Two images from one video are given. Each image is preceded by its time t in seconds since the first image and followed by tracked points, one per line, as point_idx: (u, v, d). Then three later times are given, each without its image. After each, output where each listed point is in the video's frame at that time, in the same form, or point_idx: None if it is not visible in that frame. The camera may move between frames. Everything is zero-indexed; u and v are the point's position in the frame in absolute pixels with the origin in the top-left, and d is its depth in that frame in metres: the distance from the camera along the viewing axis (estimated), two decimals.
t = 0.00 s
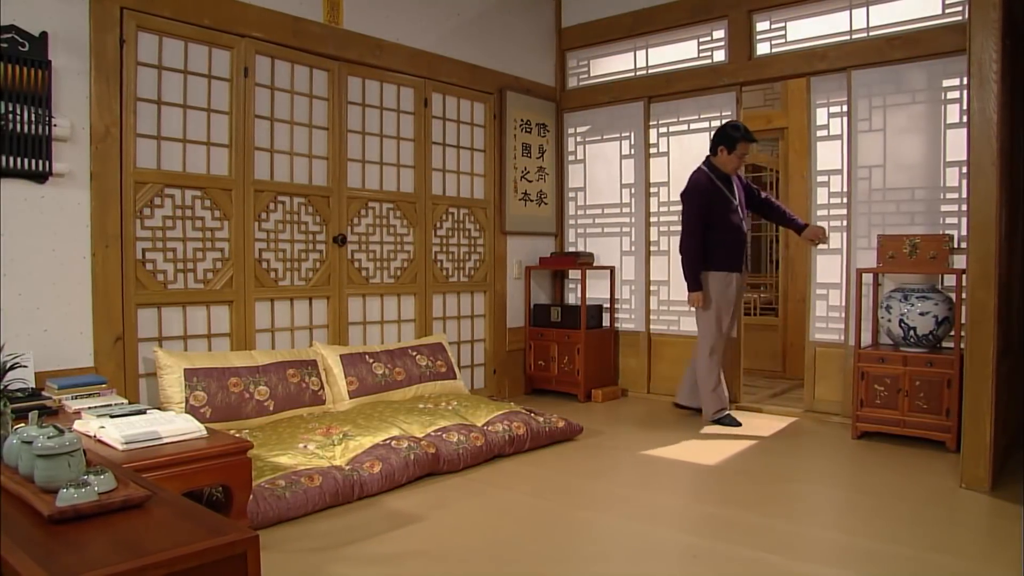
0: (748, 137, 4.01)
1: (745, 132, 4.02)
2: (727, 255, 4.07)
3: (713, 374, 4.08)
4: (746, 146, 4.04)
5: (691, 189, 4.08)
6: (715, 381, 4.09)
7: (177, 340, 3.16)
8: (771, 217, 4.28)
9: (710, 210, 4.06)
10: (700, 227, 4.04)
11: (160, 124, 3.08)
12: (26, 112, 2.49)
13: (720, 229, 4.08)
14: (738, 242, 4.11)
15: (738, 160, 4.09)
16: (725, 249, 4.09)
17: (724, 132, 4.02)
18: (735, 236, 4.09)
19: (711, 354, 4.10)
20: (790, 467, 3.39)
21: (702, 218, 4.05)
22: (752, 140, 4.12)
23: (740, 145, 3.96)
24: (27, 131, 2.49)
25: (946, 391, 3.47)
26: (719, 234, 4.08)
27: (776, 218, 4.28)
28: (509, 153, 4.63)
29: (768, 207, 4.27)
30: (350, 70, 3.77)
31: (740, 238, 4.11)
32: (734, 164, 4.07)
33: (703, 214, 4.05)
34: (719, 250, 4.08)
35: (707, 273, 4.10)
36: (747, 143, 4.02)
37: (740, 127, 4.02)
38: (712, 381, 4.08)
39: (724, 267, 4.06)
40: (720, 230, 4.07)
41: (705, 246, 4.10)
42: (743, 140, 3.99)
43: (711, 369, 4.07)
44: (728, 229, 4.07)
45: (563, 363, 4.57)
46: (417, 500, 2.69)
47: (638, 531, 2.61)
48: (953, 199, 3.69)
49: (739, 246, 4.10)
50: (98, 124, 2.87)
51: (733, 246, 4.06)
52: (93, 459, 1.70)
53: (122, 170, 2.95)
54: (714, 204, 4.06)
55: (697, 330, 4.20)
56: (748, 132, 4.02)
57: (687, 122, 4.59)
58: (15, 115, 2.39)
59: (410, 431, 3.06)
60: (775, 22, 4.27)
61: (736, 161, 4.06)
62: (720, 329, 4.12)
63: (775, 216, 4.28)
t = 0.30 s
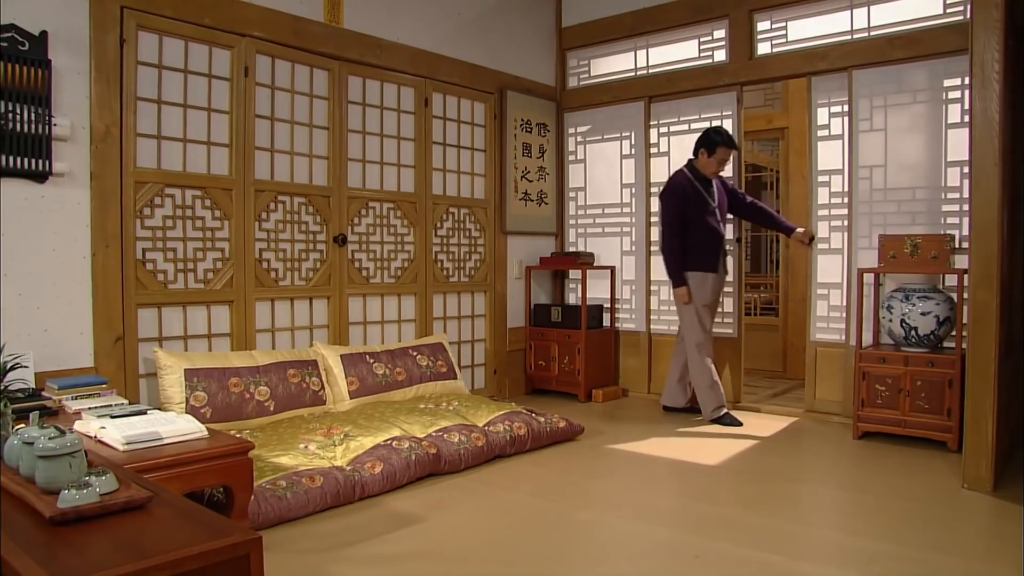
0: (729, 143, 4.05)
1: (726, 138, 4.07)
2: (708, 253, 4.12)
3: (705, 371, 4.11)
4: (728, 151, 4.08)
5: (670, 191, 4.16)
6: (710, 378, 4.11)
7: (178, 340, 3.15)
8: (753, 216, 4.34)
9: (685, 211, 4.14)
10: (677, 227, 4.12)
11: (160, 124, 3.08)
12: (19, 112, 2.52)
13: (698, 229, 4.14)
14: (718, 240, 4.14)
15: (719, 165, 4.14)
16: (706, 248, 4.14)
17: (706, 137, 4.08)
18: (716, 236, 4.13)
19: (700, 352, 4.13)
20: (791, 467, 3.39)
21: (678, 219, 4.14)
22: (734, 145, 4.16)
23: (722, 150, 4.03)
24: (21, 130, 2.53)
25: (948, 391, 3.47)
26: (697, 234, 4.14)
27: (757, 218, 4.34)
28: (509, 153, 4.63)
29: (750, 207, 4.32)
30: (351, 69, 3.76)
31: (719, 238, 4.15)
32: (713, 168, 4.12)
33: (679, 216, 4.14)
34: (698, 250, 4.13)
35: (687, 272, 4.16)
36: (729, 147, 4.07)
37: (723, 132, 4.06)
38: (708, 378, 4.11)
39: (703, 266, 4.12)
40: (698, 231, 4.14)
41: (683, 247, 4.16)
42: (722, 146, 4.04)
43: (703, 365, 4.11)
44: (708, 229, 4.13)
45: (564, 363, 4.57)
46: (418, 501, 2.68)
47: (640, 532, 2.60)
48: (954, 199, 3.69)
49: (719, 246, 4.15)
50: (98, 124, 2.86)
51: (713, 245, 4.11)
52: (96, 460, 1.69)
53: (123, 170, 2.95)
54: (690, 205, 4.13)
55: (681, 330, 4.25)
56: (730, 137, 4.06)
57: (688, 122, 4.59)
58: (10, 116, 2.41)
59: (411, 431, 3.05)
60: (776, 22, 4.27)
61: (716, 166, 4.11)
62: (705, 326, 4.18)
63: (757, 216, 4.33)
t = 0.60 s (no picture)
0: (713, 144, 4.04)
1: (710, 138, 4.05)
2: (686, 251, 4.11)
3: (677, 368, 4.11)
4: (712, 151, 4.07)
5: (652, 192, 4.14)
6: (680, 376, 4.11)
7: (177, 340, 3.14)
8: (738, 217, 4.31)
9: (666, 210, 4.14)
10: (655, 225, 4.13)
11: (160, 123, 3.07)
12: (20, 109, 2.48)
13: (677, 228, 4.14)
14: (696, 238, 4.13)
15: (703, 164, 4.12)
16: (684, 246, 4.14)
17: (690, 138, 4.06)
18: (694, 235, 4.13)
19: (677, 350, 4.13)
20: (793, 467, 3.39)
21: (657, 217, 4.14)
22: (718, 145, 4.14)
23: (706, 150, 4.01)
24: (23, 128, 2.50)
25: (949, 391, 3.47)
26: (676, 232, 4.14)
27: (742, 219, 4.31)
28: (509, 153, 4.62)
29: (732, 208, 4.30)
30: (351, 68, 3.75)
31: (702, 237, 4.14)
32: (695, 167, 4.12)
33: (660, 215, 4.13)
34: (675, 248, 4.14)
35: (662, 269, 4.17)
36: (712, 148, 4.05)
37: (708, 133, 4.04)
38: (679, 375, 4.11)
39: (679, 264, 4.11)
40: (677, 229, 4.14)
41: (661, 245, 4.18)
42: (705, 146, 4.03)
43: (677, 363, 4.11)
44: (687, 228, 4.13)
45: (564, 363, 4.56)
46: (420, 501, 2.67)
47: (642, 532, 2.59)
48: (955, 198, 3.69)
49: (699, 244, 4.13)
50: (97, 123, 2.85)
51: (690, 244, 4.11)
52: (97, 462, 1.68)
53: (122, 169, 2.94)
54: (672, 205, 4.12)
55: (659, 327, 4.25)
56: (714, 137, 4.04)
57: (688, 121, 4.59)
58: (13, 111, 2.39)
59: (412, 431, 3.04)
60: (776, 21, 4.27)
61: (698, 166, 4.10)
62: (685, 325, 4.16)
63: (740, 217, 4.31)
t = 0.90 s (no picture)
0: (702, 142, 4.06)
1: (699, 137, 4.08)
2: (678, 251, 4.14)
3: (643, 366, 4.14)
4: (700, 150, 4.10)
5: (642, 194, 4.16)
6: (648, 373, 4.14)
7: (179, 340, 3.13)
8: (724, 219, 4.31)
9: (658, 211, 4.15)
10: (648, 228, 4.13)
11: (162, 122, 3.05)
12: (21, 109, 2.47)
13: (669, 228, 4.16)
14: (689, 239, 4.16)
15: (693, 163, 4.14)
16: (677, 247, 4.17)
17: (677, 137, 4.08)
18: (686, 235, 4.15)
19: (652, 348, 4.16)
20: (796, 468, 3.38)
21: (650, 220, 4.15)
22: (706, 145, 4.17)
23: (694, 149, 4.03)
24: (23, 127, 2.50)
25: (953, 391, 3.47)
26: (670, 233, 4.16)
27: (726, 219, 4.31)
28: (511, 152, 4.60)
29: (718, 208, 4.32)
30: (353, 67, 3.74)
31: (695, 237, 4.17)
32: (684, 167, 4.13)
33: (652, 216, 4.14)
34: (668, 250, 4.16)
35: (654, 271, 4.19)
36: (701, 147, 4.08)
37: (696, 132, 4.08)
38: (645, 371, 4.13)
39: (670, 265, 4.14)
40: (671, 231, 4.16)
41: (654, 247, 4.19)
42: (694, 145, 4.04)
43: (649, 361, 4.14)
44: (679, 229, 4.15)
45: (566, 363, 4.55)
46: (424, 502, 2.66)
47: (647, 532, 2.58)
48: (959, 198, 3.69)
49: (690, 244, 4.16)
50: (99, 122, 2.84)
51: (682, 244, 4.13)
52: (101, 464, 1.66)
53: (124, 168, 2.92)
54: (663, 206, 4.15)
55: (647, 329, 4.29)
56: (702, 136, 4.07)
57: (691, 121, 4.59)
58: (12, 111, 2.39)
59: (415, 431, 3.03)
60: (780, 20, 4.26)
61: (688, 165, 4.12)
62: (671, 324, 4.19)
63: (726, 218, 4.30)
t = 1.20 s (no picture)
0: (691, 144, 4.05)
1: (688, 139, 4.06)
2: (669, 252, 4.14)
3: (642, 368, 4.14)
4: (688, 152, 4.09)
5: (630, 194, 4.17)
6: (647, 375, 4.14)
7: (182, 340, 3.11)
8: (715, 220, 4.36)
9: (646, 212, 4.15)
10: (636, 228, 4.14)
11: (165, 120, 3.04)
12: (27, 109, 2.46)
13: (658, 228, 4.17)
14: (678, 239, 4.16)
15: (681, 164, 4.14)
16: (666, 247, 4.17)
17: (666, 137, 4.07)
18: (675, 235, 4.15)
19: (648, 350, 4.17)
20: (802, 470, 3.36)
21: (638, 220, 4.15)
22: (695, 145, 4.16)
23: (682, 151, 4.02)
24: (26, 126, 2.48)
25: (959, 391, 3.45)
26: (658, 234, 4.16)
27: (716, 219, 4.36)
28: (514, 151, 4.58)
29: (704, 206, 4.38)
30: (357, 66, 3.72)
31: (685, 238, 4.18)
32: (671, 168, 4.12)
33: (640, 216, 4.15)
34: (657, 250, 4.16)
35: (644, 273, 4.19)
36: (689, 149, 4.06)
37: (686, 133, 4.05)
38: (644, 373, 4.14)
39: (660, 266, 4.14)
40: (660, 231, 4.16)
41: (642, 247, 4.19)
42: (683, 147, 4.02)
43: (647, 362, 4.15)
44: (668, 229, 4.16)
45: (570, 363, 4.53)
46: (429, 503, 2.65)
47: (654, 533, 2.57)
48: (964, 197, 3.67)
49: (680, 244, 4.16)
50: (102, 120, 2.82)
51: (672, 245, 4.14)
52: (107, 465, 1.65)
53: (127, 167, 2.91)
54: (651, 206, 4.15)
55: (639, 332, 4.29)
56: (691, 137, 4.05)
57: (694, 120, 4.58)
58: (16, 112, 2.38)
59: (420, 432, 3.01)
60: (784, 19, 4.24)
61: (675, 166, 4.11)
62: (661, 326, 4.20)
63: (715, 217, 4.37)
